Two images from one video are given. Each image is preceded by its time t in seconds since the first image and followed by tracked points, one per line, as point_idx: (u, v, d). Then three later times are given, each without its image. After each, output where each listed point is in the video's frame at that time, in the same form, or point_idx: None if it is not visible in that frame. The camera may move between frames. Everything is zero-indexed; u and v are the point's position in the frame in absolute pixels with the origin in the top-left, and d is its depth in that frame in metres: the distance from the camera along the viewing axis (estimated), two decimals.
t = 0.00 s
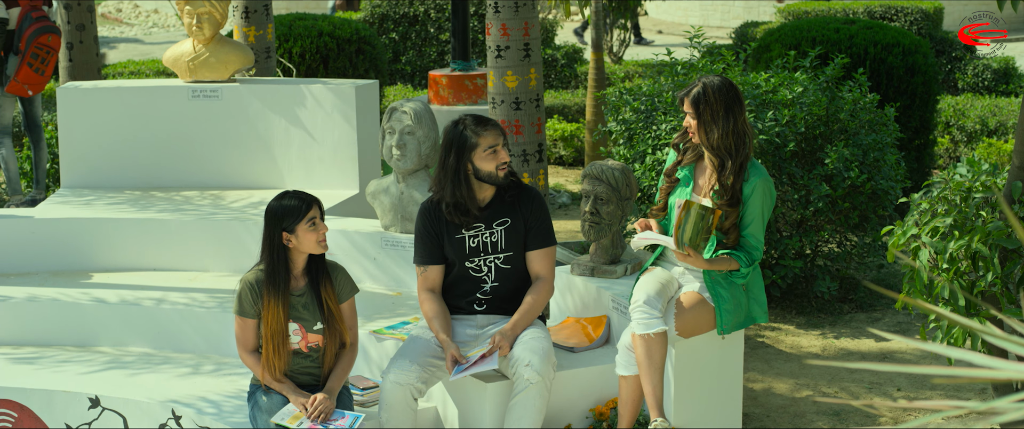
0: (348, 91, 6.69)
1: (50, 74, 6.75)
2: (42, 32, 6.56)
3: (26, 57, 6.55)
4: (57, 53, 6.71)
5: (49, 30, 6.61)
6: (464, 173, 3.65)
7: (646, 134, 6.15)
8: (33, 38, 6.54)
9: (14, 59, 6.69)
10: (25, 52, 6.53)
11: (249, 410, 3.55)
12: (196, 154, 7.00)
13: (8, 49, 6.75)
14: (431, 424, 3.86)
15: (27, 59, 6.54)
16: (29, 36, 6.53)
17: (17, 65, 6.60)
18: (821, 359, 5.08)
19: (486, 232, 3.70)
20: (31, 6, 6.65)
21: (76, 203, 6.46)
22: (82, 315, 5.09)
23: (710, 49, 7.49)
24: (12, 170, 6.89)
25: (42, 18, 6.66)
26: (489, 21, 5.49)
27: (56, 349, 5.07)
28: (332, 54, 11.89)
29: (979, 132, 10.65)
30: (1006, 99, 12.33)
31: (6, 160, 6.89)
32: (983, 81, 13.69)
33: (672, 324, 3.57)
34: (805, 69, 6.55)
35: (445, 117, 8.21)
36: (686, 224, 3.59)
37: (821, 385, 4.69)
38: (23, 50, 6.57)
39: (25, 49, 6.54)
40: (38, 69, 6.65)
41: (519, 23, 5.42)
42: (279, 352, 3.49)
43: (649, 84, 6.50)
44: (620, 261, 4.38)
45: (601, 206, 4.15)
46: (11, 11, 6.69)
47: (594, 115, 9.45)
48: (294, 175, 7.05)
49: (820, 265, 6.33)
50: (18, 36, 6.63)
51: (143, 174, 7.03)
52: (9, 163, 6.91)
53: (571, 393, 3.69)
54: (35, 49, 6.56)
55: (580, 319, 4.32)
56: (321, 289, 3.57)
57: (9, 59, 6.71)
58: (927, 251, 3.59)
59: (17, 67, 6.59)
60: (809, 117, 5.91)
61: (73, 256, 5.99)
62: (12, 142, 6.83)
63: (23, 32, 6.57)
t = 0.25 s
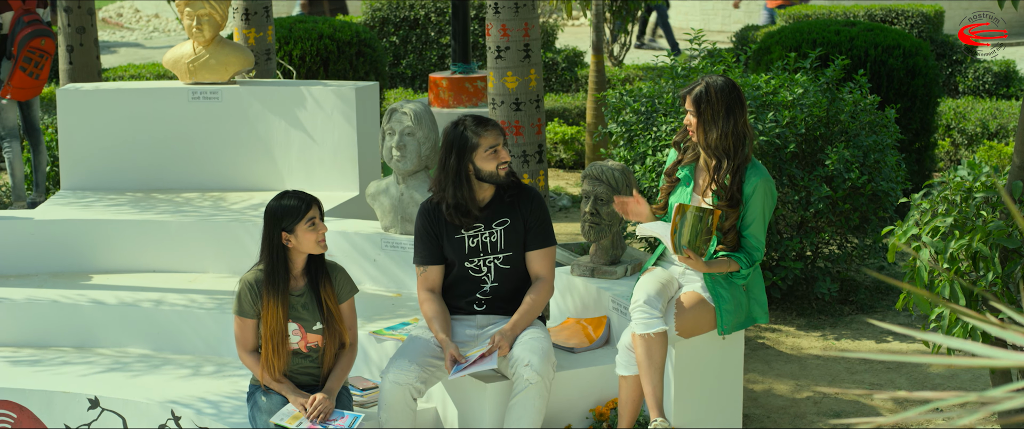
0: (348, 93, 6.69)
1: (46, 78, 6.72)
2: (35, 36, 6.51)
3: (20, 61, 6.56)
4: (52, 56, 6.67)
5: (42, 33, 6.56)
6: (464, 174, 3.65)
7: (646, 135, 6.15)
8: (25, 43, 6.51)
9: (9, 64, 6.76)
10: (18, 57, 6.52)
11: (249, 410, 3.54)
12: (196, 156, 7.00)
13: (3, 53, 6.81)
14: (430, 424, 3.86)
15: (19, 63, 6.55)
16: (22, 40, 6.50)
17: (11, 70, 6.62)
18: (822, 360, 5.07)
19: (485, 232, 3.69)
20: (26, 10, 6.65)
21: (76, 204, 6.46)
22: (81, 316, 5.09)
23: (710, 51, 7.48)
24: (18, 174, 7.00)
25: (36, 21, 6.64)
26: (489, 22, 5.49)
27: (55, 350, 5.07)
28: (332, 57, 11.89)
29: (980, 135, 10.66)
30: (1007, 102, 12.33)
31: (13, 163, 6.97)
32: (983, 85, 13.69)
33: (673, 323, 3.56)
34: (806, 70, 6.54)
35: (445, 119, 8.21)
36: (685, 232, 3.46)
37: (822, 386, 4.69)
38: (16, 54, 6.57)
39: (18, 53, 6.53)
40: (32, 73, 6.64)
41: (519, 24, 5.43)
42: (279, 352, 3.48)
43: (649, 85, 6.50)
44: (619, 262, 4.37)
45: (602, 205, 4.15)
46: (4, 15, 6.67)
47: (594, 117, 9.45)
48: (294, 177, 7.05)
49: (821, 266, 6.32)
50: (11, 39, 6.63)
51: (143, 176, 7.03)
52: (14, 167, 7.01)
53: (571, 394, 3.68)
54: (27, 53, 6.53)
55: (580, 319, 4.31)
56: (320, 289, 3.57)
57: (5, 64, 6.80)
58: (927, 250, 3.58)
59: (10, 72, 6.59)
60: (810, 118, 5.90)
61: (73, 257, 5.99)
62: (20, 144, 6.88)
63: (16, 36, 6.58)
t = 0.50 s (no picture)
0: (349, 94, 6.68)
1: (43, 80, 6.74)
2: (29, 39, 6.51)
3: (15, 65, 6.57)
4: (47, 58, 6.68)
5: (37, 35, 6.56)
6: (465, 173, 3.64)
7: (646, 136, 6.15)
8: (20, 46, 6.51)
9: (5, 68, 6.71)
10: (12, 61, 6.54)
11: (248, 410, 3.54)
12: (196, 157, 7.00)
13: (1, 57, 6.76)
14: (430, 424, 3.85)
15: (15, 67, 6.55)
16: (17, 43, 6.50)
17: (8, 73, 6.63)
18: (822, 361, 5.06)
19: (486, 232, 3.69)
20: (19, 13, 6.61)
21: (75, 206, 6.46)
22: (81, 317, 5.08)
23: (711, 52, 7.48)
24: (18, 176, 7.03)
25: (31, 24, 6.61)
26: (489, 22, 5.49)
27: (55, 351, 5.06)
28: (332, 59, 11.89)
29: (981, 138, 10.65)
30: (1008, 105, 12.32)
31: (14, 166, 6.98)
32: (984, 88, 13.69)
33: (673, 323, 3.56)
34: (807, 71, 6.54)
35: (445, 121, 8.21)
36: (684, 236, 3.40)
37: (822, 387, 4.68)
38: (11, 58, 6.58)
39: (13, 57, 6.54)
40: (29, 76, 6.65)
41: (519, 24, 5.43)
42: (278, 351, 3.48)
43: (650, 86, 6.50)
44: (620, 262, 4.37)
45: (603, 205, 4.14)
46: None
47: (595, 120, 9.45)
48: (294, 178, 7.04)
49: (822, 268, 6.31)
50: (6, 43, 6.61)
51: (143, 177, 7.03)
52: (14, 169, 7.02)
53: (571, 394, 3.68)
54: (22, 56, 6.55)
55: (581, 319, 4.31)
56: (320, 289, 3.56)
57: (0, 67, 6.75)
58: (928, 250, 3.58)
59: (6, 76, 6.61)
60: (810, 119, 5.90)
61: (72, 259, 5.98)
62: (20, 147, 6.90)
63: (11, 39, 6.56)
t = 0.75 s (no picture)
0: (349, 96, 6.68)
1: (44, 82, 6.77)
2: (29, 42, 6.54)
3: (16, 70, 6.59)
4: (47, 61, 6.70)
5: (37, 38, 6.58)
6: (467, 174, 3.64)
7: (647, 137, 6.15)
8: (20, 50, 6.54)
9: (4, 73, 6.72)
10: (13, 65, 6.55)
11: (248, 410, 3.53)
12: (196, 159, 6.99)
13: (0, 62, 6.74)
14: (430, 425, 3.84)
15: (16, 71, 6.56)
16: (16, 47, 6.52)
17: (9, 78, 6.64)
18: (823, 363, 5.05)
19: (486, 232, 3.68)
20: (17, 17, 6.63)
21: (76, 207, 6.45)
22: (81, 318, 5.08)
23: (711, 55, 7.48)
24: (18, 180, 7.00)
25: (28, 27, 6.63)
26: (489, 23, 5.50)
27: (54, 352, 5.06)
28: (333, 62, 11.89)
29: (982, 141, 10.64)
30: (1009, 108, 12.32)
31: (13, 169, 6.96)
32: (985, 91, 13.69)
33: (673, 323, 3.56)
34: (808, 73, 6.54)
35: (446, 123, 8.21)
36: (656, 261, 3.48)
37: (823, 388, 4.67)
38: (12, 62, 6.59)
39: (14, 62, 6.56)
40: (30, 79, 6.68)
41: (520, 25, 5.43)
42: (278, 351, 3.47)
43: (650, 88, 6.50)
44: (620, 263, 4.36)
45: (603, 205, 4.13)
46: None
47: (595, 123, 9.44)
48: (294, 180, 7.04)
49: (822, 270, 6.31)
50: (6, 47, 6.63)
51: (143, 179, 7.03)
52: (14, 173, 7.01)
53: (571, 394, 3.67)
54: (23, 60, 6.57)
55: (581, 320, 4.30)
56: (319, 289, 3.56)
57: None
58: (929, 249, 3.57)
59: (8, 81, 6.62)
60: (812, 120, 5.90)
61: (72, 260, 5.98)
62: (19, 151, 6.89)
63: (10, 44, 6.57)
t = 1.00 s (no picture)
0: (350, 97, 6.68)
1: (45, 84, 6.72)
2: (32, 43, 6.51)
3: (19, 70, 6.53)
4: (49, 61, 6.68)
5: (39, 39, 6.55)
6: (468, 173, 3.64)
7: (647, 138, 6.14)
8: (22, 51, 6.50)
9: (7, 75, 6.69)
10: (17, 66, 6.50)
11: (248, 410, 3.52)
12: (196, 160, 6.99)
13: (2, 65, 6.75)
14: (430, 425, 3.84)
15: (19, 72, 6.51)
16: (19, 48, 6.50)
17: (11, 79, 6.60)
18: (824, 363, 5.04)
19: (487, 231, 3.68)
20: (19, 18, 6.62)
21: (76, 208, 6.45)
22: (81, 319, 5.08)
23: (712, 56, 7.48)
24: (19, 183, 6.97)
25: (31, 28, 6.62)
26: (489, 23, 5.50)
27: (54, 353, 5.05)
28: (334, 63, 11.90)
29: (983, 143, 10.63)
30: (1011, 111, 12.31)
31: (13, 171, 6.95)
32: (986, 93, 13.69)
33: (674, 321, 3.55)
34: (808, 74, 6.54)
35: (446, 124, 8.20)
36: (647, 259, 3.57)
37: (824, 389, 4.66)
38: (15, 63, 6.55)
39: (16, 63, 6.51)
40: (32, 80, 6.63)
41: (520, 24, 5.42)
42: (278, 351, 3.47)
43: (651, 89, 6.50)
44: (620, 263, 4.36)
45: (604, 204, 4.13)
46: None
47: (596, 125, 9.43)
48: (294, 181, 7.04)
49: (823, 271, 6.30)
50: (8, 49, 6.61)
51: (143, 180, 7.03)
52: (14, 176, 6.97)
53: (571, 394, 3.66)
54: (26, 61, 6.52)
55: (581, 320, 4.30)
56: (320, 289, 3.56)
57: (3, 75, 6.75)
58: (930, 248, 3.57)
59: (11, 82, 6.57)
60: (812, 121, 5.90)
61: (72, 261, 5.97)
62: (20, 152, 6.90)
63: (13, 45, 6.55)
